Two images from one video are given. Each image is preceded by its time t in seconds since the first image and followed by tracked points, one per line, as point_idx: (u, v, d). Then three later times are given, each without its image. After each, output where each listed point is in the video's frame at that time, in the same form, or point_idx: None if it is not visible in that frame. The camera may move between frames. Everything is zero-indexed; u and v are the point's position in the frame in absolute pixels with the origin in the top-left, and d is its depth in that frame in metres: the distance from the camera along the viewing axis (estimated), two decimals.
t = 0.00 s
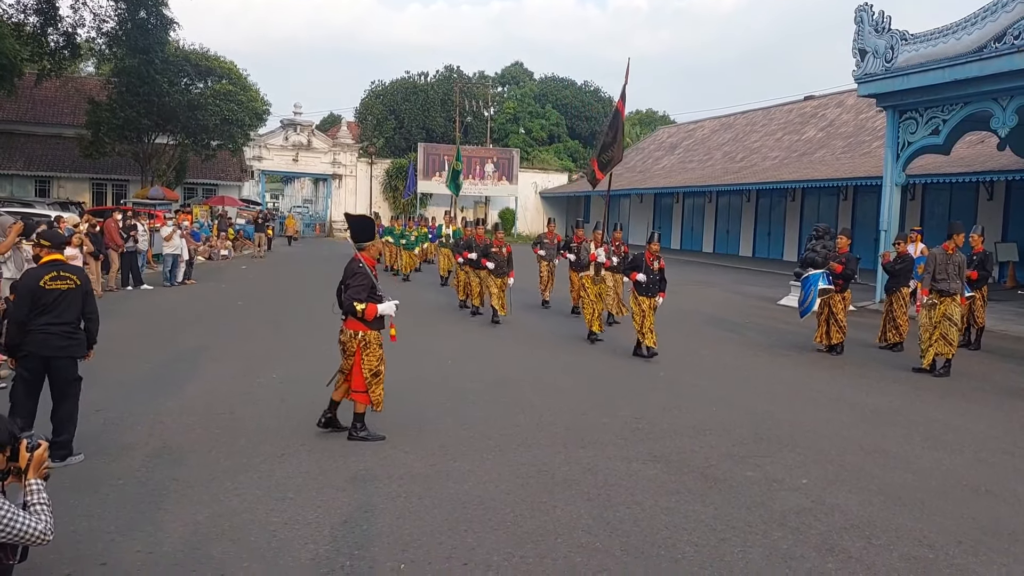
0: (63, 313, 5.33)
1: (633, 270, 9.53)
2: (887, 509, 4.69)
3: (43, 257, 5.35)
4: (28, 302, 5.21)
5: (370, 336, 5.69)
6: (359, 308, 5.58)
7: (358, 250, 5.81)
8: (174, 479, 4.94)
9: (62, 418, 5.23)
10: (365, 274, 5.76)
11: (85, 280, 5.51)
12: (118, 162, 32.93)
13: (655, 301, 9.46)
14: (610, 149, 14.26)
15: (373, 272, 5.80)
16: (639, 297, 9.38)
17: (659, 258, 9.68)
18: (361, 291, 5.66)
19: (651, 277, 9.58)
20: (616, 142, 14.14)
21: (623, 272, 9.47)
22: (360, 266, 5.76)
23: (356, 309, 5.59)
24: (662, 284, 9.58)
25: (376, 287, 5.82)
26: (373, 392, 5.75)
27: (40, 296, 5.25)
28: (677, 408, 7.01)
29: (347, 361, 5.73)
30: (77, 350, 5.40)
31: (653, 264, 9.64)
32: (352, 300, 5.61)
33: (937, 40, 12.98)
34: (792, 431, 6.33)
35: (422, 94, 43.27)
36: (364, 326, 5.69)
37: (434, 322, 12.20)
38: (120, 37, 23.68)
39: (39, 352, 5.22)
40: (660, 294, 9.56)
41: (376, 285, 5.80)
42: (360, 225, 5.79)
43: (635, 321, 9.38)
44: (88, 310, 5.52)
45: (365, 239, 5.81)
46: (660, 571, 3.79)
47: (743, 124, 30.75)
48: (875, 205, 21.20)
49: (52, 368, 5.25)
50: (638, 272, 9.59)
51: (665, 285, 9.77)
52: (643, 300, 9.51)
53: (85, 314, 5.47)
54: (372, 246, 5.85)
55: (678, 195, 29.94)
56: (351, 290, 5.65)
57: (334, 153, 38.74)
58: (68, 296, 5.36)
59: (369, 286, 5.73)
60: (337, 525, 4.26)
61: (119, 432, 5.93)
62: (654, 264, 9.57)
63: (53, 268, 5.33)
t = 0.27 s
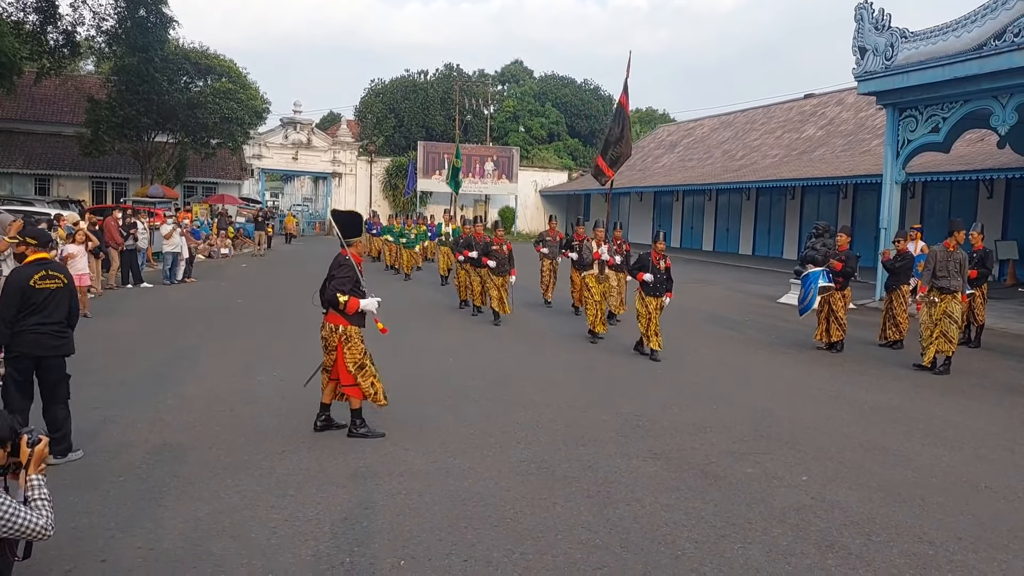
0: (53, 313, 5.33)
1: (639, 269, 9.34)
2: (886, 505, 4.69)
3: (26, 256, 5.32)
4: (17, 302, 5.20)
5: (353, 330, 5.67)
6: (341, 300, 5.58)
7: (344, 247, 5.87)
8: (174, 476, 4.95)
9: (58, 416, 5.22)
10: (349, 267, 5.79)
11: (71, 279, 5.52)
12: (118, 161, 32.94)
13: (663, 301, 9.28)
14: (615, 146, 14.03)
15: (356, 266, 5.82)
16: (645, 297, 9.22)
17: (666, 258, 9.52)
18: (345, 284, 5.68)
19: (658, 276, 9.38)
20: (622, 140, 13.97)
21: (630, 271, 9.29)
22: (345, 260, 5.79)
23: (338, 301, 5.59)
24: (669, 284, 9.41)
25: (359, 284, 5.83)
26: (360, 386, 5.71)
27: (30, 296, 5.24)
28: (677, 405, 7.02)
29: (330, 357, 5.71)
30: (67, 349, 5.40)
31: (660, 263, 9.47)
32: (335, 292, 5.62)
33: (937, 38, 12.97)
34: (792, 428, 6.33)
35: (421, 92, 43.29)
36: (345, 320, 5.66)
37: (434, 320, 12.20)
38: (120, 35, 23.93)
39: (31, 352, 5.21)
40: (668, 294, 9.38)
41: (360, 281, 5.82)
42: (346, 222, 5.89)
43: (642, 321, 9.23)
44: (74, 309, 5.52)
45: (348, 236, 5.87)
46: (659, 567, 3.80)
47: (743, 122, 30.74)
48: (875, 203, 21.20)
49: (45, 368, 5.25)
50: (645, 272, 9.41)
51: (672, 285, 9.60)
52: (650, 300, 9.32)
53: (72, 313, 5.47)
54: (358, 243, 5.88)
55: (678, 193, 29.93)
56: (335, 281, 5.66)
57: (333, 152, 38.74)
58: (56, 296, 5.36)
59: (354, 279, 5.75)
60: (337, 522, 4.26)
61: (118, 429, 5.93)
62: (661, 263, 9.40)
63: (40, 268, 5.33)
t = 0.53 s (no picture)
0: (57, 311, 5.32)
1: (644, 267, 9.27)
2: (886, 503, 4.70)
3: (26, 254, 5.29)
4: (26, 301, 5.14)
5: (342, 326, 5.68)
6: (332, 295, 5.57)
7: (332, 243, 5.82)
8: (175, 474, 4.95)
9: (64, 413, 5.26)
10: (339, 262, 5.76)
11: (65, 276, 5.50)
12: (119, 159, 32.92)
13: (669, 299, 9.17)
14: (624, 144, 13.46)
15: (346, 262, 5.80)
16: (651, 294, 9.14)
17: (671, 256, 9.43)
18: (335, 278, 5.64)
19: (663, 274, 9.29)
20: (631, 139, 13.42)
21: (636, 268, 9.17)
22: (334, 254, 5.76)
23: (329, 296, 5.58)
24: (674, 281, 9.34)
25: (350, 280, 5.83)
26: (340, 383, 5.70)
27: (37, 294, 5.20)
28: (676, 403, 7.02)
29: (317, 352, 5.70)
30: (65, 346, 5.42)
31: (665, 261, 9.37)
32: (326, 286, 5.59)
33: (937, 37, 12.97)
34: (792, 426, 6.34)
35: (421, 91, 43.28)
36: (335, 315, 5.67)
37: (434, 318, 12.20)
38: (120, 34, 23.83)
39: (40, 351, 5.19)
40: (674, 291, 9.29)
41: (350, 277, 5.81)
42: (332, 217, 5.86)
43: (645, 319, 9.19)
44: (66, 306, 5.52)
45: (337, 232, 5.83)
46: (659, 564, 3.80)
47: (744, 120, 30.74)
48: (875, 202, 21.20)
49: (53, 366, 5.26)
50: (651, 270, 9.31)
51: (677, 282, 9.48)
52: (655, 298, 9.23)
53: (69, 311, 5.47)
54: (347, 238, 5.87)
55: (678, 192, 29.92)
56: (325, 276, 5.63)
57: (333, 150, 38.74)
58: (59, 294, 5.36)
59: (343, 274, 5.72)
60: (338, 519, 4.27)
61: (118, 427, 5.93)
62: (666, 261, 9.29)
63: (43, 266, 5.29)
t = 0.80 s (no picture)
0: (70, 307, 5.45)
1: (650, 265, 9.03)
2: (886, 500, 4.69)
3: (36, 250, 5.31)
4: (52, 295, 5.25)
5: (333, 327, 5.67)
6: (326, 298, 5.55)
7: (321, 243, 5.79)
8: (175, 470, 4.94)
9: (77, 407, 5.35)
10: (331, 263, 5.73)
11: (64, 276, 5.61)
12: (118, 156, 32.88)
13: (674, 299, 8.96)
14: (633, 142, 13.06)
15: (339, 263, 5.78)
16: (656, 294, 8.97)
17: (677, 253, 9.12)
18: (328, 279, 5.62)
19: (669, 273, 9.04)
20: (639, 136, 13.05)
21: (641, 268, 8.95)
22: (324, 255, 5.73)
23: (323, 298, 5.55)
24: (680, 280, 9.12)
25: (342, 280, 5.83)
26: (326, 384, 5.71)
27: (57, 289, 5.32)
28: (676, 400, 7.02)
29: (307, 351, 5.68)
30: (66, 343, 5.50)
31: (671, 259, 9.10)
32: (319, 289, 5.57)
33: (938, 34, 12.95)
34: (792, 423, 6.33)
35: (421, 88, 43.26)
36: (328, 316, 5.65)
37: (434, 315, 12.20)
38: (120, 31, 23.78)
39: (64, 344, 5.30)
40: (679, 290, 9.08)
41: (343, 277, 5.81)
42: (320, 215, 5.78)
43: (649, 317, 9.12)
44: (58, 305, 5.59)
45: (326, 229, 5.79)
46: (659, 560, 3.80)
47: (744, 118, 30.71)
48: (875, 200, 21.19)
49: (70, 360, 5.37)
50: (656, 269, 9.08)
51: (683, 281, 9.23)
52: (660, 297, 9.05)
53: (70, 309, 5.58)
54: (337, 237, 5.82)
55: (678, 189, 29.89)
56: (318, 277, 5.61)
57: (333, 147, 38.72)
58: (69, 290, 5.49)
59: (336, 274, 5.70)
60: (337, 516, 4.27)
61: (118, 423, 5.93)
62: (673, 260, 9.01)
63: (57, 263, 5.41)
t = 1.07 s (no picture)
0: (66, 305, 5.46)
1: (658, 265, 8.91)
2: (885, 497, 4.69)
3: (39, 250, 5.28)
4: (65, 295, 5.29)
5: (319, 327, 5.65)
6: (313, 299, 5.52)
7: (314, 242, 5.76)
8: (172, 467, 4.94)
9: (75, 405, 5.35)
10: (320, 264, 5.68)
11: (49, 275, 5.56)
12: (117, 154, 32.85)
13: (683, 298, 8.87)
14: (642, 138, 12.44)
15: (327, 263, 5.74)
16: (665, 293, 8.87)
17: (686, 252, 9.04)
18: (316, 281, 5.59)
19: (677, 272, 8.94)
20: (650, 133, 12.46)
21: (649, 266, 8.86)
22: (315, 255, 5.69)
23: (310, 299, 5.53)
24: (689, 280, 8.96)
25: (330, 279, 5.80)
26: (312, 384, 5.71)
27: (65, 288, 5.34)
28: (675, 398, 7.02)
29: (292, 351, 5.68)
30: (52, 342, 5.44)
31: (680, 258, 9.01)
32: (307, 290, 5.54)
33: (936, 32, 12.95)
34: (790, 421, 6.33)
35: (420, 86, 43.26)
36: (314, 316, 5.63)
37: (433, 313, 12.19)
38: (118, 28, 23.74)
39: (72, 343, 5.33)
40: (688, 289, 8.96)
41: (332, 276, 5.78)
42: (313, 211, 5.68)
43: (656, 316, 9.02)
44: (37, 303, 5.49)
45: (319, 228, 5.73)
46: (657, 557, 3.80)
47: (743, 117, 30.71)
48: (874, 198, 21.20)
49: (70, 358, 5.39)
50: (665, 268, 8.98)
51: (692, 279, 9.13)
52: (668, 297, 8.92)
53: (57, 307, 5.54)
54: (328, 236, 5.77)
55: (677, 188, 29.89)
56: (306, 278, 5.57)
57: (332, 146, 38.68)
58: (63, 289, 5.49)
59: (324, 275, 5.66)
60: (336, 512, 4.27)
61: (116, 421, 5.92)
62: (681, 258, 8.91)
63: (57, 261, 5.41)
